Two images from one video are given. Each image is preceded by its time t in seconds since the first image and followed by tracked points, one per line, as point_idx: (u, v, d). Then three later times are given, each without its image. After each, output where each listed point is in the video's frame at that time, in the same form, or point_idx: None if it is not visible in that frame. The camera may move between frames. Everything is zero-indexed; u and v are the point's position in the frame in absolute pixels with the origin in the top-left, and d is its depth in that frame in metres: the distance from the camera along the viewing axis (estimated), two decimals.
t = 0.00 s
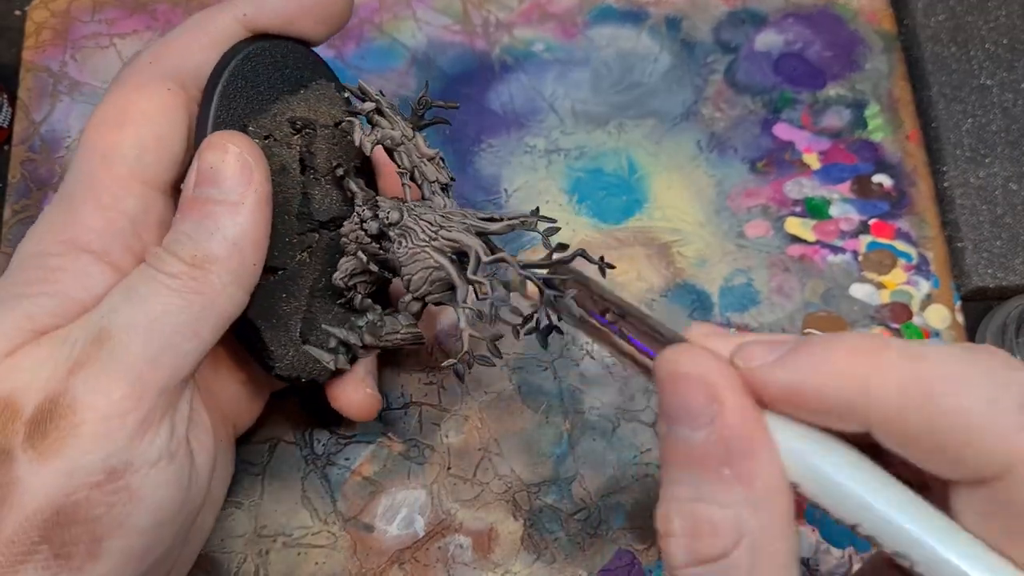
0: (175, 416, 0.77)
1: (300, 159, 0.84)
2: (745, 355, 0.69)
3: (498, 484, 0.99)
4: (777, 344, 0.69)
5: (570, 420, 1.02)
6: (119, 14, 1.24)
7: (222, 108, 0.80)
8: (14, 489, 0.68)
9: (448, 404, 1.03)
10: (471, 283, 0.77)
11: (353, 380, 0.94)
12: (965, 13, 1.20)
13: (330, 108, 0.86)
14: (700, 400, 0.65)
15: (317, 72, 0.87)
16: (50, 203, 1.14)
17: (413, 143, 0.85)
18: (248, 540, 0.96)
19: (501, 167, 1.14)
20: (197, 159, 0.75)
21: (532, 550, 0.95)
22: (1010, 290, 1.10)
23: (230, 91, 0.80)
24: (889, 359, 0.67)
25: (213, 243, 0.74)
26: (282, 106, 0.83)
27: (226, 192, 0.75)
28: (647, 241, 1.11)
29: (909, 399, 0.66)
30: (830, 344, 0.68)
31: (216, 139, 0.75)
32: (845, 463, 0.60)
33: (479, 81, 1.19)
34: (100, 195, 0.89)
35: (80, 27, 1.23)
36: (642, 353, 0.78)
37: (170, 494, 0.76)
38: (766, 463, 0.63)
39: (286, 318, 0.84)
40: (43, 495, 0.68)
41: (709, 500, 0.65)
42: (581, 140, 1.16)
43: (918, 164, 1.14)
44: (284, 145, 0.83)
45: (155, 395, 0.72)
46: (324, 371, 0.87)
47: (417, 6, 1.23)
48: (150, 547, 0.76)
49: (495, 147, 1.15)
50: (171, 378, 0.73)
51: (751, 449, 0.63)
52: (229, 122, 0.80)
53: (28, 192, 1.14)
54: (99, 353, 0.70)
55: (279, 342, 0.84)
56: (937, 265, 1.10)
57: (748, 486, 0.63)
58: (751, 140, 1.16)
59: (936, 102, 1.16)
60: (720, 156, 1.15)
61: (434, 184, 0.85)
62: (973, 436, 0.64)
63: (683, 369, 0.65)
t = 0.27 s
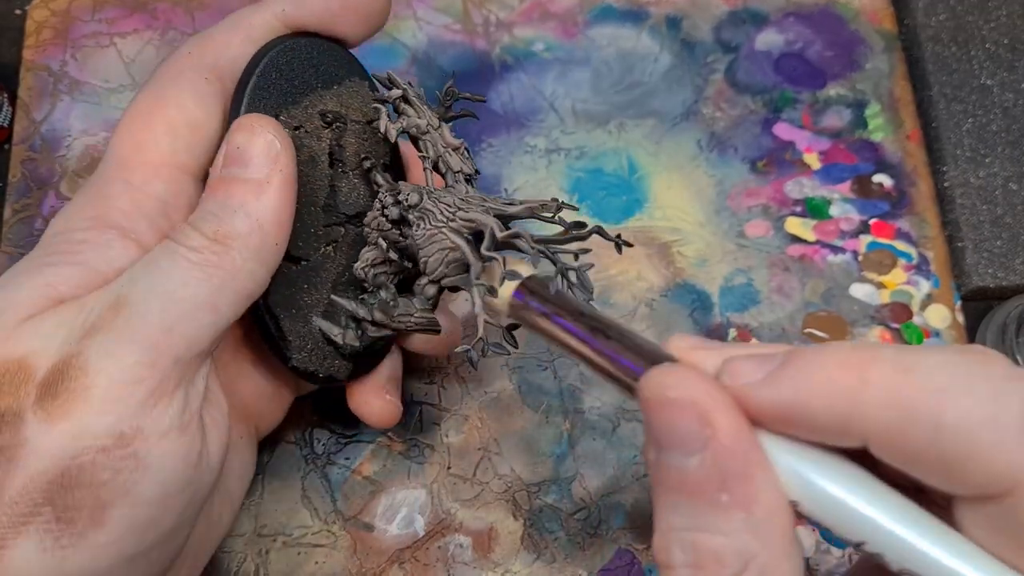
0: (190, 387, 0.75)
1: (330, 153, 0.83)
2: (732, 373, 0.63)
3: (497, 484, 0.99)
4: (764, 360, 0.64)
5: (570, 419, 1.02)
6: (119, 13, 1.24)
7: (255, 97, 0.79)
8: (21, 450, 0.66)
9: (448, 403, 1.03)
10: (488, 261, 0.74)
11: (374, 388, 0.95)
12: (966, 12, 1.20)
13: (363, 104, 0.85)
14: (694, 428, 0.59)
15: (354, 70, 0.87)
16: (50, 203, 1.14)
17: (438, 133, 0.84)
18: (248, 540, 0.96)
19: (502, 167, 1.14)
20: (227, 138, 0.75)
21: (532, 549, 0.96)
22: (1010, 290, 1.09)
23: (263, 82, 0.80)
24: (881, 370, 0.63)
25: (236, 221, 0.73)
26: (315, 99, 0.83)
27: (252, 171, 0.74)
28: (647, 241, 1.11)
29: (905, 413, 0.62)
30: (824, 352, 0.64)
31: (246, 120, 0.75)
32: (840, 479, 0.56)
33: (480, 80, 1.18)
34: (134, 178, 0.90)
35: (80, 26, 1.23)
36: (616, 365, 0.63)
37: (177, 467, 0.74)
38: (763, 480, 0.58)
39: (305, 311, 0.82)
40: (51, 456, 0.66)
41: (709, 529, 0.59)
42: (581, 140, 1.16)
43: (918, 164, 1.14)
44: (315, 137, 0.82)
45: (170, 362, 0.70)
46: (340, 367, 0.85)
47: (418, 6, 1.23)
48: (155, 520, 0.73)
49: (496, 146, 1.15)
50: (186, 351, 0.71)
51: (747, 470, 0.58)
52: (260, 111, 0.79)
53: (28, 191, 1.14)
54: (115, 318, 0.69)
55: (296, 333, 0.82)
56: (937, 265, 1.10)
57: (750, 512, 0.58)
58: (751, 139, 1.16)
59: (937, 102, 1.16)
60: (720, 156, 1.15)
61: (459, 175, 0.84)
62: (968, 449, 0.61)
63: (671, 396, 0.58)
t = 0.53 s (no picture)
0: (189, 376, 0.73)
1: (353, 162, 0.83)
2: (760, 352, 0.64)
3: (497, 484, 0.99)
4: (795, 340, 0.65)
5: (571, 419, 1.02)
6: (120, 12, 1.24)
7: (283, 103, 0.80)
8: (13, 429, 0.66)
9: (449, 403, 1.03)
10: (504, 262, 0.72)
11: (384, 405, 0.94)
12: (966, 12, 1.20)
13: (389, 119, 0.86)
14: (716, 410, 0.61)
15: (383, 87, 0.88)
16: (50, 202, 1.14)
17: (462, 141, 0.84)
18: (248, 539, 0.96)
19: (502, 165, 1.14)
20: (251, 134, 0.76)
21: (532, 549, 0.96)
22: (1010, 290, 1.09)
23: (292, 88, 0.81)
24: (911, 361, 0.63)
25: (249, 217, 0.74)
26: (342, 110, 0.83)
27: (267, 168, 0.75)
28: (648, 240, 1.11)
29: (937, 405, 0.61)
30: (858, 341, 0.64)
31: (268, 121, 0.76)
32: (866, 470, 0.56)
33: (481, 79, 1.19)
34: (156, 178, 0.90)
35: (80, 26, 1.23)
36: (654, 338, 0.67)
37: (173, 456, 0.72)
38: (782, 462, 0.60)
39: (319, 317, 0.82)
40: (43, 436, 0.66)
41: (732, 509, 0.62)
42: (582, 139, 1.16)
43: (918, 164, 1.14)
44: (340, 146, 0.82)
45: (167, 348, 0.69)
46: (352, 377, 0.86)
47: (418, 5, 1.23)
48: (145, 509, 0.71)
49: (497, 145, 1.15)
50: (184, 339, 0.70)
51: (766, 453, 0.60)
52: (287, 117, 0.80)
53: (28, 191, 1.14)
54: (117, 303, 0.69)
55: (310, 340, 0.82)
56: (937, 265, 1.10)
57: (767, 492, 0.61)
58: (752, 139, 1.16)
59: (937, 101, 1.16)
60: (720, 156, 1.15)
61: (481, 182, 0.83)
62: (995, 448, 0.60)
63: (692, 377, 0.61)
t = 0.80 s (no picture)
0: (182, 378, 0.73)
1: (355, 173, 0.83)
2: (823, 365, 0.66)
3: (498, 483, 0.99)
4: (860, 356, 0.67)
5: (571, 418, 1.02)
6: (120, 12, 1.24)
7: (287, 112, 0.80)
8: (3, 425, 0.66)
9: (449, 403, 1.03)
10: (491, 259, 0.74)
11: (383, 419, 0.95)
12: (966, 11, 1.20)
13: (393, 130, 0.86)
14: (783, 420, 0.63)
15: (388, 98, 0.88)
16: (50, 202, 1.14)
17: (458, 152, 0.84)
18: (247, 539, 0.96)
19: (502, 166, 1.14)
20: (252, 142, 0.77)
21: (532, 549, 0.96)
22: (1010, 290, 1.09)
23: (296, 97, 0.82)
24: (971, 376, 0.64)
25: (247, 221, 0.75)
26: (347, 120, 0.83)
27: (267, 173, 0.75)
28: (648, 240, 1.11)
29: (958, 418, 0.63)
30: (932, 352, 0.65)
31: (271, 127, 0.77)
32: (931, 494, 0.58)
33: (481, 79, 1.18)
34: (162, 183, 0.90)
35: (80, 25, 1.23)
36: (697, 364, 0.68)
37: (164, 456, 0.71)
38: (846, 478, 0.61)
39: (315, 326, 0.82)
40: (32, 432, 0.66)
41: (781, 529, 0.62)
42: (582, 139, 1.16)
43: (918, 164, 1.14)
44: (342, 156, 0.82)
45: (160, 347, 0.69)
46: (346, 388, 0.86)
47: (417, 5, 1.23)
48: (135, 508, 0.70)
49: (497, 145, 1.15)
50: (177, 337, 0.70)
51: (832, 470, 0.62)
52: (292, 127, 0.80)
53: (28, 190, 1.15)
54: (110, 300, 0.68)
55: (304, 349, 0.82)
56: (937, 264, 1.10)
57: (830, 517, 0.62)
58: (752, 139, 1.16)
59: (937, 101, 1.16)
60: (720, 156, 1.15)
61: (476, 193, 0.84)
62: None
63: (763, 384, 0.63)
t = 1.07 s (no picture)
0: (190, 389, 0.74)
1: (353, 171, 0.83)
2: (747, 374, 0.63)
3: (498, 483, 0.99)
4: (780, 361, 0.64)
5: (570, 418, 1.02)
6: (120, 11, 1.24)
7: (284, 110, 0.80)
8: (11, 439, 0.66)
9: (449, 402, 1.03)
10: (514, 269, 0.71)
11: (382, 414, 0.94)
12: (966, 11, 1.20)
13: (392, 126, 0.86)
14: (709, 420, 0.59)
15: (384, 94, 0.88)
16: (50, 201, 1.14)
17: (464, 152, 0.84)
18: (247, 538, 0.96)
19: (502, 165, 1.14)
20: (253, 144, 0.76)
21: (532, 548, 0.96)
22: (1011, 290, 1.09)
23: (292, 95, 0.81)
24: (896, 379, 0.62)
25: (254, 228, 0.74)
26: (344, 117, 0.83)
27: (271, 178, 0.75)
28: (648, 240, 1.11)
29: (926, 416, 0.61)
30: (840, 357, 0.63)
31: (272, 129, 0.76)
32: (860, 491, 0.55)
33: (481, 78, 1.18)
34: (157, 184, 0.90)
35: (80, 24, 1.23)
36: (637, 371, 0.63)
37: (173, 468, 0.72)
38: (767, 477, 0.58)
39: (320, 327, 0.82)
40: (40, 445, 0.66)
41: (707, 522, 0.59)
42: (582, 139, 1.16)
43: (919, 163, 1.14)
44: (341, 154, 0.83)
45: (169, 358, 0.70)
46: (352, 387, 0.86)
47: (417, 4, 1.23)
48: (146, 520, 0.71)
49: (497, 144, 1.15)
50: (185, 348, 0.71)
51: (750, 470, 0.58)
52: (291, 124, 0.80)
53: (28, 189, 1.14)
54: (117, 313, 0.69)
55: (309, 349, 0.82)
56: (937, 264, 1.10)
57: (751, 510, 0.58)
58: (752, 138, 1.15)
59: (937, 101, 1.16)
60: (721, 155, 1.15)
61: (483, 194, 0.83)
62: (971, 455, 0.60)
63: (689, 385, 0.59)
